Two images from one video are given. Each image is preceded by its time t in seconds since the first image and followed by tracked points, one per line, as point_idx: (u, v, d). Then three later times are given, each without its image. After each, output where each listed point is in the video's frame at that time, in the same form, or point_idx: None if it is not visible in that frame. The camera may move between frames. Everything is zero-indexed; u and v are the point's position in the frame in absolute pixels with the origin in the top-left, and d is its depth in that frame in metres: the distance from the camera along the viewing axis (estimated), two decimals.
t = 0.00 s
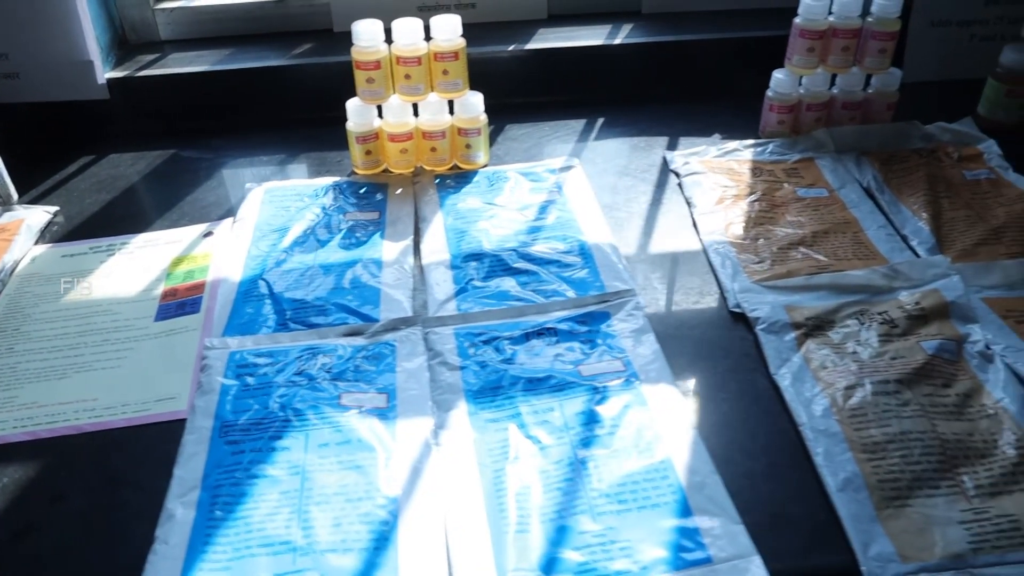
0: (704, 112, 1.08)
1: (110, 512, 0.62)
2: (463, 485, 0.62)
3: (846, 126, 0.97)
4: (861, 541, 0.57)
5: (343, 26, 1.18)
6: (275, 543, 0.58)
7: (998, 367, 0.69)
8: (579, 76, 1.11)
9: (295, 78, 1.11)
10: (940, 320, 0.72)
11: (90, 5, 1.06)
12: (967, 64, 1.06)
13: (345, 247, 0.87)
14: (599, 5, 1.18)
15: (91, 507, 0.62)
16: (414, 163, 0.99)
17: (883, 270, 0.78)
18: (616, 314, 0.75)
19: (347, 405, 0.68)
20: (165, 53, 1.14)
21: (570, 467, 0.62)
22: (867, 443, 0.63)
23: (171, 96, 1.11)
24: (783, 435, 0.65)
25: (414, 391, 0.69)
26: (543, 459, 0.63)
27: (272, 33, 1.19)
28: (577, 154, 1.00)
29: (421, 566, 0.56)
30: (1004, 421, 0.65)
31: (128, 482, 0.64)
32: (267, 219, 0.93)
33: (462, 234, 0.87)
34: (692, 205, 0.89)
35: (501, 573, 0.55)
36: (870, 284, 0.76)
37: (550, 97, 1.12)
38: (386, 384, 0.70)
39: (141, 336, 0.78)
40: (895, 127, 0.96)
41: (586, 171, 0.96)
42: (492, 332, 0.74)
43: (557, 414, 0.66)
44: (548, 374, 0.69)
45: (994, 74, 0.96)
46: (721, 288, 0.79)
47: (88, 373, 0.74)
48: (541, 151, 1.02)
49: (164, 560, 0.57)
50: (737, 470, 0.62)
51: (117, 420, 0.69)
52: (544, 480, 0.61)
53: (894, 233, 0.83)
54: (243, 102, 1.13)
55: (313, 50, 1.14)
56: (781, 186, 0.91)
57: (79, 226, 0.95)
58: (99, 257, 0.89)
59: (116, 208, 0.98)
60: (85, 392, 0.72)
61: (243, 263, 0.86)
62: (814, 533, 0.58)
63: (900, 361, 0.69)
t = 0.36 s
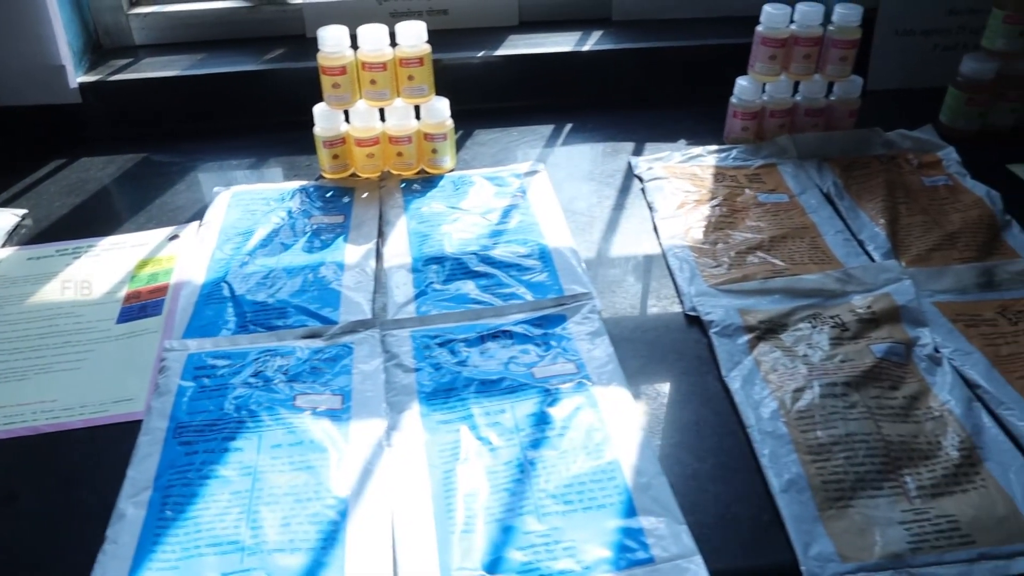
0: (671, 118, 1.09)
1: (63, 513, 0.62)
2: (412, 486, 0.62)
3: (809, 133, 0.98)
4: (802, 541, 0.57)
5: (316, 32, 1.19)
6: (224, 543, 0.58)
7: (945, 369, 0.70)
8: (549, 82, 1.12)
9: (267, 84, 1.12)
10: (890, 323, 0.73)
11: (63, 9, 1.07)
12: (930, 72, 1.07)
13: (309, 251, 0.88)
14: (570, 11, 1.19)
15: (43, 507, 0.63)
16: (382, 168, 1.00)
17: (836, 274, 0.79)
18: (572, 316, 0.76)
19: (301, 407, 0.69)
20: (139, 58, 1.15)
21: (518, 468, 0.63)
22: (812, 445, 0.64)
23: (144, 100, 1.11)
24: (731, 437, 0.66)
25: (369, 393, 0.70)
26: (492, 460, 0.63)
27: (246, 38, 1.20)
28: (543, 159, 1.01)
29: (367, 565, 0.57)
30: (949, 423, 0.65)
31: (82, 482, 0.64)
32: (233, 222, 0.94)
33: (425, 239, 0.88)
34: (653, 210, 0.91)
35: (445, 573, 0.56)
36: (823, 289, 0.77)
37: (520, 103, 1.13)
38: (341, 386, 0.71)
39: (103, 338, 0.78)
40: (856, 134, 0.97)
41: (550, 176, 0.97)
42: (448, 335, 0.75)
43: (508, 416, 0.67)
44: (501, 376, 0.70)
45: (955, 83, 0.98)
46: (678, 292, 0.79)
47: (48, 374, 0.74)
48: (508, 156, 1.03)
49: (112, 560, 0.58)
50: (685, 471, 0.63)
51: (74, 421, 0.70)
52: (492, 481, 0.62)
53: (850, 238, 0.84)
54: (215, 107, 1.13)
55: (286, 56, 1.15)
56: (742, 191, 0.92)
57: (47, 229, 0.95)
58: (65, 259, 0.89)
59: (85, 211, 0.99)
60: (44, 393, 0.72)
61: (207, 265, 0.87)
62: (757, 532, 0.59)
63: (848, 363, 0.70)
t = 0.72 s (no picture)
0: (644, 119, 1.09)
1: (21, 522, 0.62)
2: (373, 492, 0.62)
3: (778, 132, 0.98)
4: (762, 543, 0.57)
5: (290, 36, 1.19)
6: (182, 552, 0.58)
7: (909, 368, 0.70)
8: (522, 85, 1.12)
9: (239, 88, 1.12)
10: (856, 322, 0.74)
11: (36, 16, 1.06)
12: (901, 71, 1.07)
13: (277, 255, 0.88)
14: (544, 14, 1.19)
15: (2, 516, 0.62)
16: (353, 171, 0.99)
17: (802, 273, 0.79)
18: (538, 319, 0.76)
19: (265, 413, 0.69)
20: (113, 63, 1.15)
21: (479, 473, 0.62)
22: (775, 446, 0.63)
23: (117, 105, 1.11)
24: (694, 439, 0.66)
25: (332, 399, 0.70)
26: (453, 464, 0.63)
27: (220, 43, 1.20)
28: (514, 161, 1.01)
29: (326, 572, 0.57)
30: (912, 421, 0.65)
31: (43, 491, 0.64)
32: (203, 226, 0.93)
33: (393, 242, 0.88)
34: (623, 210, 0.90)
35: None
36: (790, 288, 0.77)
37: (493, 105, 1.13)
38: (305, 391, 0.71)
39: (69, 345, 0.78)
40: (826, 132, 0.98)
41: (520, 177, 0.97)
42: (414, 338, 0.75)
43: (471, 419, 0.67)
44: (465, 380, 0.70)
45: (923, 82, 0.98)
46: (645, 293, 0.79)
47: (12, 382, 0.74)
48: (480, 158, 1.02)
49: (69, 569, 0.57)
50: (647, 473, 0.63)
51: (37, 429, 0.69)
52: (452, 485, 0.62)
53: (818, 237, 0.84)
54: (189, 112, 1.13)
55: (259, 60, 1.15)
56: (712, 191, 0.92)
57: (17, 236, 0.95)
58: (34, 266, 0.89)
59: (55, 217, 0.98)
60: (8, 401, 0.72)
61: (175, 271, 0.86)
62: (718, 534, 0.59)
63: (812, 363, 0.70)
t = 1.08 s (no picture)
0: (613, 122, 1.08)
1: None
2: (324, 515, 0.60)
3: (746, 134, 0.97)
4: (723, 561, 0.55)
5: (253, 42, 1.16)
6: None
7: (875, 374, 0.68)
8: (489, 89, 1.10)
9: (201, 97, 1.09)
10: (822, 328, 0.72)
11: None
12: (871, 70, 1.06)
13: (235, 268, 0.86)
14: (512, 16, 1.17)
15: None
16: (315, 180, 0.97)
17: (768, 278, 0.77)
18: (498, 330, 0.74)
19: (215, 434, 0.67)
20: (73, 73, 1.12)
21: (434, 493, 0.61)
22: (737, 459, 0.62)
23: (76, 116, 1.08)
24: (656, 452, 0.64)
25: (286, 418, 0.68)
26: (407, 485, 0.61)
27: (182, 50, 1.17)
28: (480, 167, 0.99)
29: None
30: (877, 430, 0.64)
31: None
32: (160, 239, 0.91)
33: (353, 253, 0.86)
34: (589, 216, 0.89)
35: None
36: (755, 294, 0.76)
37: (460, 110, 1.11)
38: (258, 410, 0.69)
39: (17, 365, 0.76)
40: (795, 133, 0.96)
41: (485, 183, 0.96)
42: (371, 353, 0.73)
43: (427, 437, 0.65)
44: (422, 396, 0.68)
45: (892, 80, 0.97)
46: (609, 301, 0.78)
47: None
48: (445, 164, 1.01)
49: None
50: (607, 489, 0.61)
51: None
52: (406, 507, 0.60)
53: (786, 240, 0.83)
54: (150, 121, 1.11)
55: (221, 68, 1.12)
56: (679, 194, 0.90)
57: None
58: None
59: (10, 231, 0.96)
60: None
61: (129, 286, 0.84)
62: (678, 552, 0.57)
63: (777, 372, 0.68)
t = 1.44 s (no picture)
0: (574, 130, 1.06)
1: None
2: (260, 553, 0.57)
3: (707, 142, 0.95)
4: None
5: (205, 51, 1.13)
6: None
7: (834, 394, 0.66)
8: (447, 97, 1.07)
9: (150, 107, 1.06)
10: (779, 346, 0.70)
11: None
12: (833, 76, 1.05)
13: (178, 287, 0.83)
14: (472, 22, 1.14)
15: None
16: (266, 193, 0.94)
17: (725, 294, 0.76)
18: (448, 352, 0.72)
19: (149, 467, 0.64)
20: (17, 83, 1.08)
21: (375, 528, 0.58)
22: (690, 487, 0.60)
23: (19, 128, 1.04)
24: (607, 480, 0.62)
25: (224, 449, 0.65)
26: (348, 520, 0.59)
27: (131, 59, 1.13)
28: (435, 178, 0.97)
29: None
30: (834, 453, 0.62)
31: None
32: (102, 257, 0.88)
33: (301, 270, 0.83)
34: (545, 229, 0.86)
35: None
36: (712, 310, 0.74)
37: (417, 119, 1.08)
38: (195, 441, 0.66)
39: None
40: (755, 141, 0.95)
41: (440, 196, 0.93)
42: (315, 378, 0.70)
43: (370, 468, 0.62)
44: (366, 424, 0.66)
45: (852, 87, 0.96)
46: (563, 319, 0.75)
47: None
48: (400, 175, 0.98)
49: None
50: (556, 521, 0.59)
51: None
52: (345, 544, 0.57)
53: (745, 253, 0.81)
54: (97, 133, 1.07)
55: (171, 77, 1.09)
56: (638, 206, 0.88)
57: None
58: None
59: None
60: None
61: (67, 307, 0.81)
62: None
63: (733, 394, 0.66)
